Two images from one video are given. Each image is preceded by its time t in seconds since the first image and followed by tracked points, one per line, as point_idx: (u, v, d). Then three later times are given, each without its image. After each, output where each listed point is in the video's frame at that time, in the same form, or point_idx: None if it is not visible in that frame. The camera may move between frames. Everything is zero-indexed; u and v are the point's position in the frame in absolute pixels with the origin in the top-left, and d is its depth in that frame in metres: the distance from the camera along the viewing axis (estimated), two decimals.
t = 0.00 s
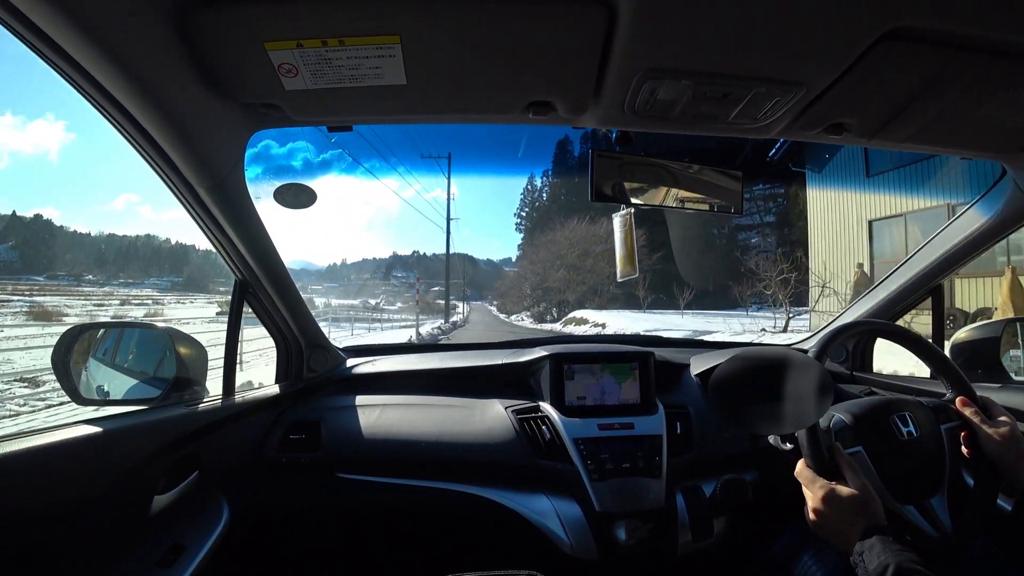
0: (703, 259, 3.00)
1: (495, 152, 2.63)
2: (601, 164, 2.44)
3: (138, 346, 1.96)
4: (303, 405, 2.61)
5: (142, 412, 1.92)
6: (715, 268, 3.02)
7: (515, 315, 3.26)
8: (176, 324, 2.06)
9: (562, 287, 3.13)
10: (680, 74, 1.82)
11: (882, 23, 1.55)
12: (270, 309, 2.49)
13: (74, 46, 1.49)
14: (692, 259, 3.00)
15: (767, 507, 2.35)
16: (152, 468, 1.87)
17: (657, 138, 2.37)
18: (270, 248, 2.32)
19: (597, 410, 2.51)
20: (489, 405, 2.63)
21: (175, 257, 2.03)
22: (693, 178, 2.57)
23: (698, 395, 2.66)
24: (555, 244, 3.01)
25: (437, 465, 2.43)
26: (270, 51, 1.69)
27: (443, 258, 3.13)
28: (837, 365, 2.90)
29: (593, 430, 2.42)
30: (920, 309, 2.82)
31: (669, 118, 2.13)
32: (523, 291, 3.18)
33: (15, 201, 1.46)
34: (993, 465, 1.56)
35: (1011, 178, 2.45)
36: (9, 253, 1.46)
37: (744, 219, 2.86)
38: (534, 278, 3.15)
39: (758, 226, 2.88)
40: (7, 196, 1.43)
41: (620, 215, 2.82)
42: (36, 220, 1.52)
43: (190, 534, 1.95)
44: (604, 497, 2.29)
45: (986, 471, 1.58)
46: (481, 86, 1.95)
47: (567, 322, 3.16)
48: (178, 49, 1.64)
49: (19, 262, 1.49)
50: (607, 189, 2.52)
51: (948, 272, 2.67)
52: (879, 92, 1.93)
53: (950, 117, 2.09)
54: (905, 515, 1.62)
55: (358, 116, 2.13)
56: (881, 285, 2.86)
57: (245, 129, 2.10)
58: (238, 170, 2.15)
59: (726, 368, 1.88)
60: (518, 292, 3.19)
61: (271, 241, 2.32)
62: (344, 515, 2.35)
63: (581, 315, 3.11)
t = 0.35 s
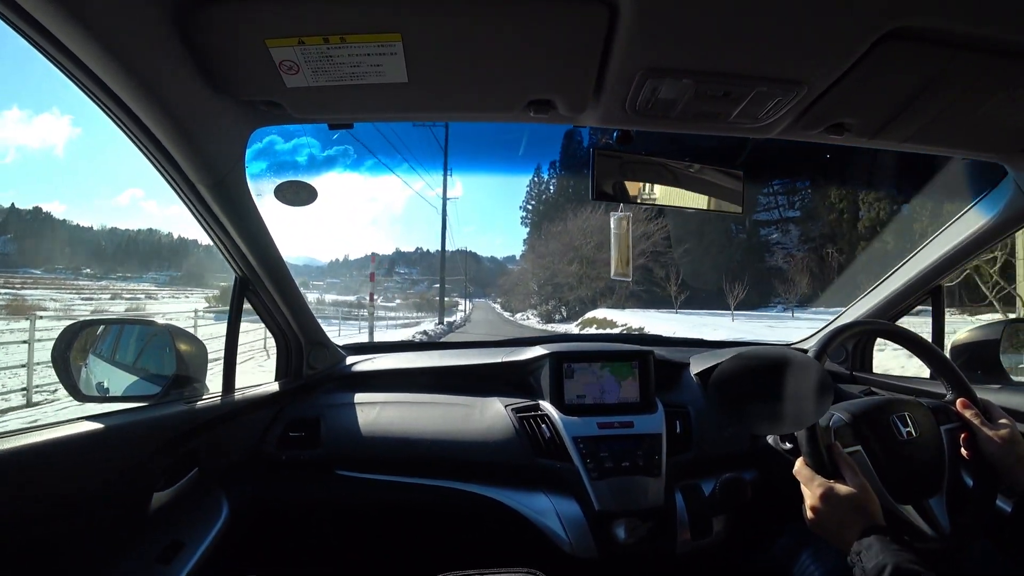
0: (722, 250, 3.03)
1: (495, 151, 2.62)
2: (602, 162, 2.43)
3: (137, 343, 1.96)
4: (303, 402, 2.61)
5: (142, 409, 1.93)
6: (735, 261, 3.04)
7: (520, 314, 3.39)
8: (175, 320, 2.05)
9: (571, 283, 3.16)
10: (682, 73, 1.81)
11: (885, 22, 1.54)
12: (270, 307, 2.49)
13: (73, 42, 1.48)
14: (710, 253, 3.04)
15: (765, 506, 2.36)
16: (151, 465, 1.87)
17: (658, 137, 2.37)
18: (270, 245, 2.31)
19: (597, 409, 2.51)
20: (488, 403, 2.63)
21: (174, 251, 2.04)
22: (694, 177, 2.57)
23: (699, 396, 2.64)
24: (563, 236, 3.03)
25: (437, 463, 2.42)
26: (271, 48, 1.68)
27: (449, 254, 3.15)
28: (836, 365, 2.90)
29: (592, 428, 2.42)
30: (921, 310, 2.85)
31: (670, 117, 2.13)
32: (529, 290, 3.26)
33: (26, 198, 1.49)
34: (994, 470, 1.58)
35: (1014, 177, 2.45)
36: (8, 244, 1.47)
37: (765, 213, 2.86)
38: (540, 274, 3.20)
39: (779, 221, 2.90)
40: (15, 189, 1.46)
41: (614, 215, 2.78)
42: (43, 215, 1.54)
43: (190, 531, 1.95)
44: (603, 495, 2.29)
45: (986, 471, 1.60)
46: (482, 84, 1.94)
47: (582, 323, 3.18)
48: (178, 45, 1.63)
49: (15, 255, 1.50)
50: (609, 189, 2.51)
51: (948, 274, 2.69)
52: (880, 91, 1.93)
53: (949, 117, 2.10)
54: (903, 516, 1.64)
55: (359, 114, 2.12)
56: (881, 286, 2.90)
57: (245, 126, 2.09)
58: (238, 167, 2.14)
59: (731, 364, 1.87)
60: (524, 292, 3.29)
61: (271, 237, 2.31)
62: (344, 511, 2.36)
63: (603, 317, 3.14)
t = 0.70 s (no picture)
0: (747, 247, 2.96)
1: (497, 151, 2.62)
2: (603, 162, 2.43)
3: (138, 342, 1.97)
4: (302, 399, 2.61)
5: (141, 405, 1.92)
6: (756, 256, 2.97)
7: (526, 313, 3.34)
8: (177, 317, 2.06)
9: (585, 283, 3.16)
10: (684, 75, 1.81)
11: (888, 26, 1.54)
12: (270, 303, 2.48)
13: (77, 37, 1.49)
14: (734, 247, 2.98)
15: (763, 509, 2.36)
16: (149, 460, 1.87)
17: (661, 139, 2.36)
18: (271, 242, 2.31)
19: (596, 409, 2.51)
20: (488, 403, 2.63)
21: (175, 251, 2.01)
22: (696, 180, 2.56)
23: (697, 398, 2.66)
24: (576, 226, 2.90)
25: (436, 462, 2.42)
26: (275, 44, 1.68)
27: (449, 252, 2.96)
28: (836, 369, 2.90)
29: (591, 429, 2.43)
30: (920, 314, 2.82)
31: (672, 119, 2.13)
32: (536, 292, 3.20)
33: (28, 199, 1.49)
34: (992, 475, 1.58)
35: (1016, 183, 2.47)
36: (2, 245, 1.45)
37: (784, 206, 2.80)
38: (547, 271, 3.08)
39: (800, 213, 2.85)
40: (17, 191, 1.46)
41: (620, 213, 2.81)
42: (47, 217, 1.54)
43: (187, 526, 1.96)
44: (601, 495, 2.30)
45: (984, 476, 1.59)
46: (485, 83, 1.94)
47: (605, 324, 3.18)
48: (182, 40, 1.63)
49: (15, 256, 1.49)
50: (610, 189, 2.51)
51: (949, 277, 2.67)
52: (883, 96, 1.93)
53: (951, 122, 2.10)
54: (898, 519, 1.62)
55: (361, 111, 2.12)
56: (881, 289, 2.89)
57: (247, 122, 2.09)
58: (240, 163, 2.14)
59: (725, 368, 1.94)
60: (530, 292, 3.22)
61: (272, 234, 2.31)
62: (342, 508, 2.36)
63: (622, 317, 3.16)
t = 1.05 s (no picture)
0: (770, 238, 2.92)
1: (494, 154, 2.62)
2: (603, 163, 2.45)
3: (138, 344, 1.95)
4: (303, 402, 2.61)
5: (140, 409, 1.93)
6: (779, 247, 2.92)
7: (532, 311, 3.22)
8: (176, 320, 2.06)
9: (602, 276, 2.98)
10: (683, 75, 1.81)
11: (886, 24, 1.54)
12: (270, 307, 2.49)
13: (74, 41, 1.49)
14: (759, 237, 2.93)
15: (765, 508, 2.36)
16: (149, 465, 1.87)
17: (659, 139, 2.36)
18: (270, 246, 2.32)
19: (596, 410, 2.51)
20: (488, 405, 2.63)
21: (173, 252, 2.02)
22: (696, 179, 2.59)
23: (697, 397, 2.66)
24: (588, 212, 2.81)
25: (438, 463, 2.43)
26: (272, 48, 1.68)
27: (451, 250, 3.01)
28: (836, 367, 2.90)
29: (591, 430, 2.42)
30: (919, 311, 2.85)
31: (671, 118, 2.13)
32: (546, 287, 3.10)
33: (29, 201, 1.49)
34: (993, 473, 1.61)
35: (1014, 180, 2.44)
36: None
37: (806, 194, 2.78)
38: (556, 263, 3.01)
39: (820, 202, 2.81)
40: (18, 194, 1.46)
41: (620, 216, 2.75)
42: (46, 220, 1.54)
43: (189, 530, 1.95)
44: (602, 496, 2.29)
45: (985, 472, 1.61)
46: (483, 84, 1.94)
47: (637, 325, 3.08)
48: (179, 44, 1.63)
49: (10, 258, 1.48)
50: (608, 189, 2.52)
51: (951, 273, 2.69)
52: (881, 93, 1.93)
53: (948, 121, 2.10)
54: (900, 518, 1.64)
55: (360, 114, 2.12)
56: (881, 286, 2.90)
57: (245, 126, 2.09)
58: (239, 167, 2.14)
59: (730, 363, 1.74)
60: (537, 286, 3.13)
61: (272, 238, 2.32)
62: (344, 511, 2.36)
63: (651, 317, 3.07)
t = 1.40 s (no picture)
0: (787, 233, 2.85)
1: (495, 155, 2.60)
2: (603, 163, 2.44)
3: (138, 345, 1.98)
4: (303, 404, 2.61)
5: (140, 411, 1.93)
6: (793, 242, 2.85)
7: (537, 307, 3.32)
8: (177, 323, 2.06)
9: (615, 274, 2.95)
10: (681, 74, 1.81)
11: (885, 21, 1.54)
12: (270, 308, 2.49)
13: (71, 43, 1.49)
14: (789, 228, 2.82)
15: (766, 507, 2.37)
16: (150, 467, 1.87)
17: (658, 139, 2.36)
18: (270, 247, 2.32)
19: (597, 410, 2.51)
20: (489, 405, 2.63)
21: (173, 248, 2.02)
22: (695, 179, 2.58)
23: (698, 396, 2.66)
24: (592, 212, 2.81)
25: (439, 464, 2.43)
26: (271, 49, 1.68)
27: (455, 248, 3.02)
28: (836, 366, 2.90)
29: (592, 430, 2.42)
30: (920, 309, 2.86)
31: (670, 118, 2.13)
32: (555, 282, 3.15)
33: (35, 200, 1.51)
34: (994, 472, 1.55)
35: (1012, 179, 2.47)
36: None
37: (807, 193, 2.77)
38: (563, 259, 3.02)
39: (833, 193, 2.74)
40: (27, 193, 1.48)
41: (614, 214, 2.76)
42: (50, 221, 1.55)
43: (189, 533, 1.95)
44: (603, 496, 2.29)
45: (987, 473, 1.56)
46: (481, 84, 1.94)
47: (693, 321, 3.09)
48: (176, 46, 1.63)
49: (7, 257, 1.47)
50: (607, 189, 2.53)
51: (951, 271, 2.73)
52: (880, 91, 1.92)
53: (947, 119, 2.10)
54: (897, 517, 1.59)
55: (360, 115, 2.12)
56: (882, 284, 2.92)
57: (244, 128, 2.09)
58: (238, 169, 2.14)
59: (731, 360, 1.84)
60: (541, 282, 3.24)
61: (271, 239, 2.32)
62: (345, 513, 2.36)
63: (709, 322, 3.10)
